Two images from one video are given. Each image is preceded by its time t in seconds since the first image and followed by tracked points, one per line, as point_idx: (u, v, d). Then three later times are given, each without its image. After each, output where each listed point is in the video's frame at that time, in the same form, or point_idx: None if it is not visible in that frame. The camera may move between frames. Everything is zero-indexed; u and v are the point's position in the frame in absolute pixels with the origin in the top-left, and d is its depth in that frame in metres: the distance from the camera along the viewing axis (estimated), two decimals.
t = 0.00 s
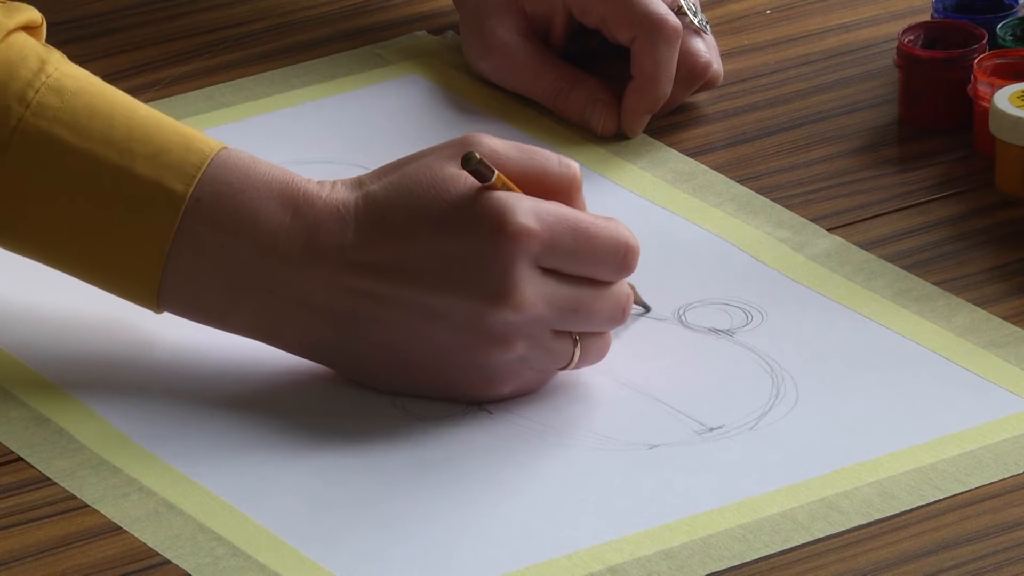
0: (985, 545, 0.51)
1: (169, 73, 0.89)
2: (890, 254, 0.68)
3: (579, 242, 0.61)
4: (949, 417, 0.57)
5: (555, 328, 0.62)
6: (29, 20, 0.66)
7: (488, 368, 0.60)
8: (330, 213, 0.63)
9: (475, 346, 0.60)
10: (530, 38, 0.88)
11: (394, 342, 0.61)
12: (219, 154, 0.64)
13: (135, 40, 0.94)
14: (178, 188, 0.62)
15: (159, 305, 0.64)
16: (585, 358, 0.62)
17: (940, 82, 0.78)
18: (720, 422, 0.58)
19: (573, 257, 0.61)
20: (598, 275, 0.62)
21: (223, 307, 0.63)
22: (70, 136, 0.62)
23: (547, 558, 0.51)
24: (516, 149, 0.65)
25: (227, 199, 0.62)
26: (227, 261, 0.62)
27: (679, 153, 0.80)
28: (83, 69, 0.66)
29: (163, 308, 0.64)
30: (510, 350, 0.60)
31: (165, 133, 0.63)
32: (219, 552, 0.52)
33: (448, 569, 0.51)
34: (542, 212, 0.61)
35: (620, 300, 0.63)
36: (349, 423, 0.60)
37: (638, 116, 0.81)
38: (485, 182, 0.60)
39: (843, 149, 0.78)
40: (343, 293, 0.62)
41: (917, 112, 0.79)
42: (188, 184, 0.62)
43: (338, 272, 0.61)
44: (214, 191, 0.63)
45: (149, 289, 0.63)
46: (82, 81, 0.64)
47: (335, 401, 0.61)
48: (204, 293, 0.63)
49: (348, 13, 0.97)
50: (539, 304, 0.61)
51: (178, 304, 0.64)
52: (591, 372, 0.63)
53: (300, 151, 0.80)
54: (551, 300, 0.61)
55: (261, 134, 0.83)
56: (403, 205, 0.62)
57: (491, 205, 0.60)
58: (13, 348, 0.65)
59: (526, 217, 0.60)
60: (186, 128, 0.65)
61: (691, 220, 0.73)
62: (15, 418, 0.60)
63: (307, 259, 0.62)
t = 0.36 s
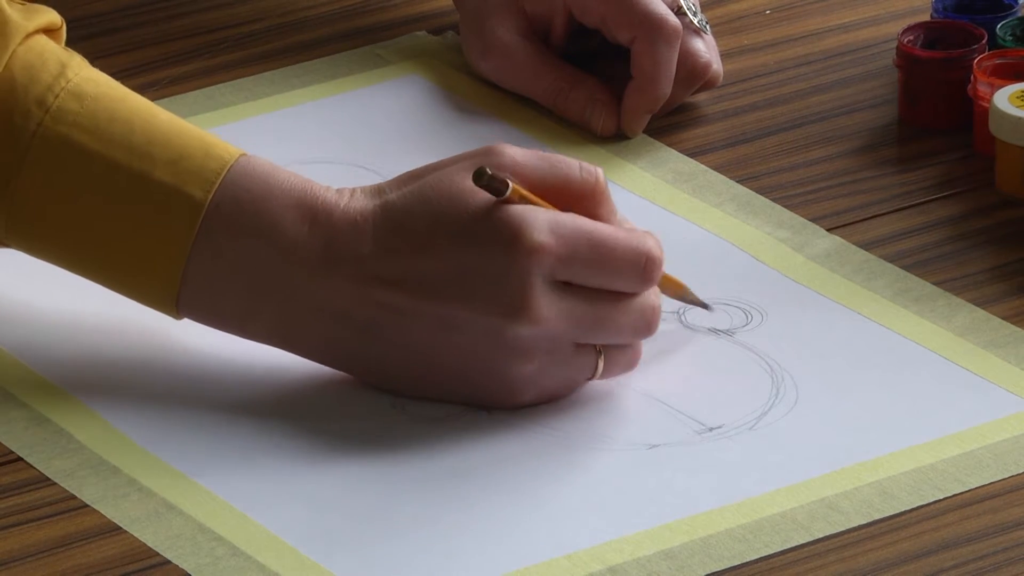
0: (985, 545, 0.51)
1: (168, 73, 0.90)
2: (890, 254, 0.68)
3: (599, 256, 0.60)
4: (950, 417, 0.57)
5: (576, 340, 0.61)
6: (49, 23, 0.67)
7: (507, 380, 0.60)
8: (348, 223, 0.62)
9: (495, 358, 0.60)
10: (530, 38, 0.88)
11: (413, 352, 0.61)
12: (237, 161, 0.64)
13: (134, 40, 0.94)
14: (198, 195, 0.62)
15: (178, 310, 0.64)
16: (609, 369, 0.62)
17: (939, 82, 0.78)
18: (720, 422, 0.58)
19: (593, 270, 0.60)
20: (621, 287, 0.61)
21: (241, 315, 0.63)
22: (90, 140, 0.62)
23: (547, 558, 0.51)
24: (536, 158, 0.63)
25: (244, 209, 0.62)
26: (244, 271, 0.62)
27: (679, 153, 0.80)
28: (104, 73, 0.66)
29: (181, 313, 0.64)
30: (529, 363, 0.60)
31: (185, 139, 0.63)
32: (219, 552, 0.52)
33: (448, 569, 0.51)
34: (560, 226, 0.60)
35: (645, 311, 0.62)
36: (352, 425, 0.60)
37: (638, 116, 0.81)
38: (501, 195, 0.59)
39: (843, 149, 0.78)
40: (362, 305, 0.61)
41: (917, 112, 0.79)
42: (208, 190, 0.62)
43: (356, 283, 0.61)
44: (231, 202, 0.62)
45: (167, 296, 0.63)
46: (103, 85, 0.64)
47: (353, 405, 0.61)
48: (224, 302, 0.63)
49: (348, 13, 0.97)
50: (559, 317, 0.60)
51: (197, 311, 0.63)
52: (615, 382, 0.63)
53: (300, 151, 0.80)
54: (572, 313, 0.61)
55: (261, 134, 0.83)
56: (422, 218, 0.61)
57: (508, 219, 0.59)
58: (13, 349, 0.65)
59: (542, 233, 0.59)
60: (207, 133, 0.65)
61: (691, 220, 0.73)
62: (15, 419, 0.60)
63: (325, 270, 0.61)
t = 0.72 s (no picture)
0: (986, 545, 0.51)
1: (169, 73, 0.90)
2: (890, 254, 0.68)
3: (627, 254, 0.60)
4: (950, 417, 0.57)
5: (602, 340, 0.61)
6: (72, 20, 0.67)
7: (530, 378, 0.60)
8: (375, 222, 0.62)
9: (520, 355, 0.60)
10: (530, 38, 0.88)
11: (438, 350, 0.61)
12: (264, 160, 0.64)
13: (135, 40, 0.94)
14: (223, 193, 0.62)
15: (200, 309, 0.64)
16: (636, 372, 0.61)
17: (939, 82, 0.78)
18: (720, 422, 0.58)
19: (622, 268, 0.60)
20: (650, 288, 0.61)
21: (265, 312, 0.63)
22: (114, 139, 0.62)
23: (548, 558, 0.51)
24: (570, 164, 0.64)
25: (271, 205, 0.62)
26: (270, 267, 0.62)
27: (679, 153, 0.80)
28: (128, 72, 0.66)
29: (203, 312, 0.64)
30: (554, 360, 0.60)
31: (210, 138, 0.63)
32: (219, 552, 0.52)
33: (449, 569, 0.51)
34: (589, 223, 0.60)
35: (673, 317, 0.61)
36: (358, 426, 0.60)
37: (638, 116, 0.81)
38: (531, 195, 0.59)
39: (843, 149, 0.78)
40: (387, 302, 0.61)
41: (917, 112, 0.79)
42: (232, 189, 0.62)
43: (382, 281, 0.61)
44: (257, 197, 0.62)
45: (191, 294, 0.63)
46: (127, 84, 0.64)
47: (375, 408, 0.61)
48: (247, 298, 0.63)
49: (349, 12, 0.97)
50: (586, 315, 0.60)
51: (219, 309, 0.63)
52: (641, 386, 0.62)
53: (300, 151, 0.80)
54: (599, 311, 0.60)
55: (261, 134, 0.83)
56: (450, 216, 0.61)
57: (536, 216, 0.60)
58: (13, 348, 0.65)
59: (571, 228, 0.60)
60: (232, 133, 0.65)
61: (691, 220, 0.73)
62: (16, 418, 0.60)
63: (352, 268, 0.61)
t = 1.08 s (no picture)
0: (986, 545, 0.51)
1: (169, 73, 0.90)
2: (890, 254, 0.68)
3: (628, 268, 0.59)
4: (951, 416, 0.57)
5: (603, 354, 0.60)
6: (82, 24, 0.67)
7: (531, 389, 0.59)
8: (381, 231, 0.62)
9: (520, 366, 0.59)
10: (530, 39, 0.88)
11: (440, 359, 0.60)
12: (271, 168, 0.63)
13: (135, 40, 0.94)
14: (229, 199, 0.62)
15: (206, 315, 0.63)
16: (639, 387, 0.60)
17: (939, 82, 0.78)
18: (720, 422, 0.58)
19: (623, 282, 0.59)
20: (653, 303, 0.60)
21: (269, 319, 0.62)
22: (122, 143, 0.62)
23: (547, 558, 0.51)
24: (577, 180, 0.64)
25: (275, 212, 0.62)
26: (272, 274, 0.62)
27: (679, 153, 0.80)
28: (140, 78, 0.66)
29: (208, 318, 0.63)
30: (554, 372, 0.59)
31: (218, 145, 0.63)
32: (219, 552, 0.52)
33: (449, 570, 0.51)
34: (590, 236, 0.60)
35: (677, 332, 0.60)
36: (360, 433, 0.59)
37: (638, 116, 0.81)
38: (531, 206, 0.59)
39: (843, 149, 0.78)
40: (389, 311, 0.61)
41: (917, 111, 0.79)
42: (238, 196, 0.62)
43: (385, 289, 0.60)
44: (260, 205, 0.62)
45: (196, 300, 0.63)
46: (138, 90, 0.65)
47: (379, 417, 0.60)
48: (250, 306, 0.62)
49: (349, 12, 0.97)
50: (586, 328, 0.59)
51: (224, 315, 0.63)
52: (646, 402, 0.61)
53: (300, 151, 0.80)
54: (601, 325, 0.60)
55: (261, 134, 0.83)
56: (454, 226, 0.61)
57: (536, 228, 0.59)
58: (13, 348, 0.65)
59: (570, 241, 0.59)
60: (242, 140, 0.64)
61: (690, 220, 0.73)
62: (16, 418, 0.60)
63: (356, 276, 0.61)
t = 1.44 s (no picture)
0: (986, 545, 0.51)
1: (169, 73, 0.90)
2: (889, 254, 0.68)
3: (608, 301, 0.56)
4: (951, 416, 0.57)
5: (586, 389, 0.57)
6: (97, 29, 0.68)
7: (510, 420, 0.58)
8: (378, 251, 0.61)
9: (500, 394, 0.58)
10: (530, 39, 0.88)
11: (425, 384, 0.59)
12: (276, 182, 0.63)
13: (135, 40, 0.94)
14: (231, 214, 0.61)
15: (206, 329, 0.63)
16: (626, 426, 0.57)
17: (939, 82, 0.78)
18: (720, 423, 0.59)
19: (602, 316, 0.56)
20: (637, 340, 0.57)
21: (265, 335, 0.62)
22: (129, 154, 0.62)
23: (547, 558, 0.51)
24: (582, 215, 0.61)
25: (273, 228, 0.61)
26: (266, 289, 0.61)
27: (679, 153, 0.80)
28: (152, 88, 0.66)
29: (214, 334, 0.63)
30: (530, 404, 0.57)
31: (224, 158, 0.63)
32: (219, 552, 0.52)
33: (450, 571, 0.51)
34: (571, 266, 0.57)
35: (663, 371, 0.57)
36: (346, 447, 0.58)
37: (638, 116, 0.81)
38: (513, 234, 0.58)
39: (843, 149, 0.78)
40: (376, 333, 0.59)
41: (917, 111, 0.79)
42: (241, 211, 0.61)
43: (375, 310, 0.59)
44: (261, 220, 0.62)
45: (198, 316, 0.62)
46: (149, 101, 0.65)
47: (368, 436, 0.59)
48: (244, 320, 0.62)
49: (349, 12, 0.97)
50: (563, 362, 0.57)
51: (226, 330, 0.62)
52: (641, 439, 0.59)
53: (299, 151, 0.80)
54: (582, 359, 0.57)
55: (262, 133, 0.83)
56: (443, 248, 0.60)
57: (517, 255, 0.58)
58: (14, 348, 0.65)
59: (549, 271, 0.57)
60: (250, 155, 0.64)
61: (690, 220, 0.73)
62: (17, 418, 0.60)
63: (349, 294, 0.60)
